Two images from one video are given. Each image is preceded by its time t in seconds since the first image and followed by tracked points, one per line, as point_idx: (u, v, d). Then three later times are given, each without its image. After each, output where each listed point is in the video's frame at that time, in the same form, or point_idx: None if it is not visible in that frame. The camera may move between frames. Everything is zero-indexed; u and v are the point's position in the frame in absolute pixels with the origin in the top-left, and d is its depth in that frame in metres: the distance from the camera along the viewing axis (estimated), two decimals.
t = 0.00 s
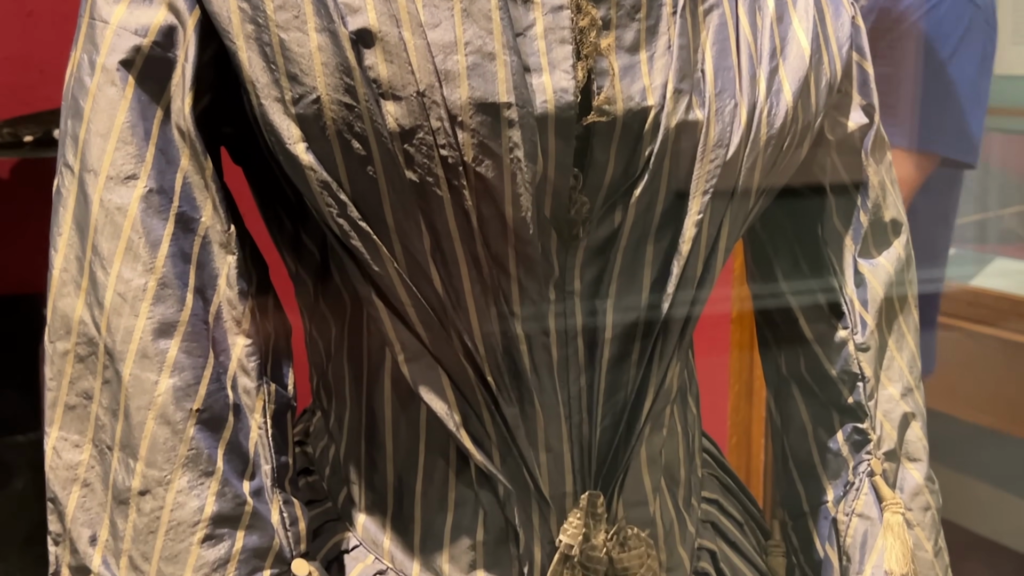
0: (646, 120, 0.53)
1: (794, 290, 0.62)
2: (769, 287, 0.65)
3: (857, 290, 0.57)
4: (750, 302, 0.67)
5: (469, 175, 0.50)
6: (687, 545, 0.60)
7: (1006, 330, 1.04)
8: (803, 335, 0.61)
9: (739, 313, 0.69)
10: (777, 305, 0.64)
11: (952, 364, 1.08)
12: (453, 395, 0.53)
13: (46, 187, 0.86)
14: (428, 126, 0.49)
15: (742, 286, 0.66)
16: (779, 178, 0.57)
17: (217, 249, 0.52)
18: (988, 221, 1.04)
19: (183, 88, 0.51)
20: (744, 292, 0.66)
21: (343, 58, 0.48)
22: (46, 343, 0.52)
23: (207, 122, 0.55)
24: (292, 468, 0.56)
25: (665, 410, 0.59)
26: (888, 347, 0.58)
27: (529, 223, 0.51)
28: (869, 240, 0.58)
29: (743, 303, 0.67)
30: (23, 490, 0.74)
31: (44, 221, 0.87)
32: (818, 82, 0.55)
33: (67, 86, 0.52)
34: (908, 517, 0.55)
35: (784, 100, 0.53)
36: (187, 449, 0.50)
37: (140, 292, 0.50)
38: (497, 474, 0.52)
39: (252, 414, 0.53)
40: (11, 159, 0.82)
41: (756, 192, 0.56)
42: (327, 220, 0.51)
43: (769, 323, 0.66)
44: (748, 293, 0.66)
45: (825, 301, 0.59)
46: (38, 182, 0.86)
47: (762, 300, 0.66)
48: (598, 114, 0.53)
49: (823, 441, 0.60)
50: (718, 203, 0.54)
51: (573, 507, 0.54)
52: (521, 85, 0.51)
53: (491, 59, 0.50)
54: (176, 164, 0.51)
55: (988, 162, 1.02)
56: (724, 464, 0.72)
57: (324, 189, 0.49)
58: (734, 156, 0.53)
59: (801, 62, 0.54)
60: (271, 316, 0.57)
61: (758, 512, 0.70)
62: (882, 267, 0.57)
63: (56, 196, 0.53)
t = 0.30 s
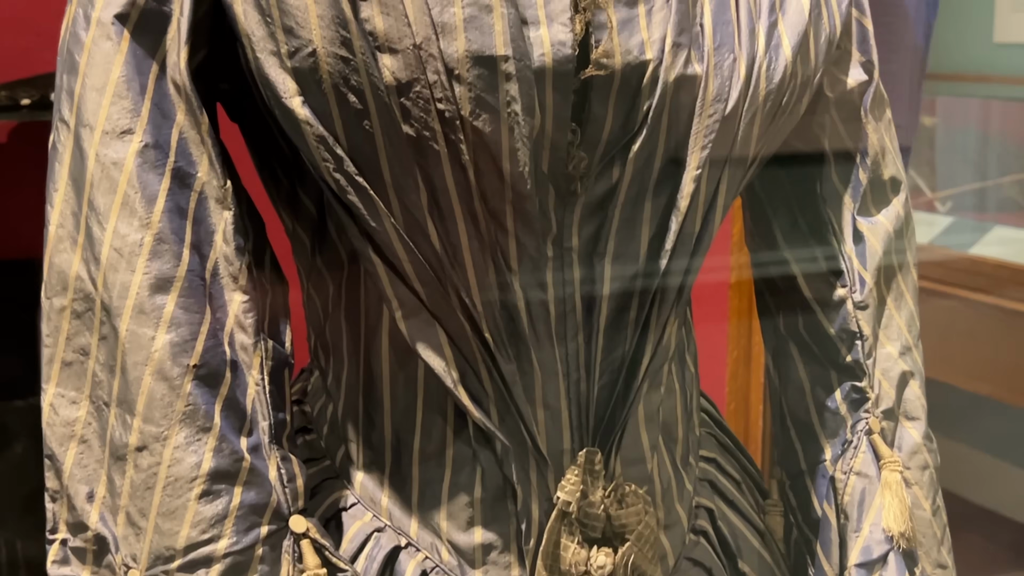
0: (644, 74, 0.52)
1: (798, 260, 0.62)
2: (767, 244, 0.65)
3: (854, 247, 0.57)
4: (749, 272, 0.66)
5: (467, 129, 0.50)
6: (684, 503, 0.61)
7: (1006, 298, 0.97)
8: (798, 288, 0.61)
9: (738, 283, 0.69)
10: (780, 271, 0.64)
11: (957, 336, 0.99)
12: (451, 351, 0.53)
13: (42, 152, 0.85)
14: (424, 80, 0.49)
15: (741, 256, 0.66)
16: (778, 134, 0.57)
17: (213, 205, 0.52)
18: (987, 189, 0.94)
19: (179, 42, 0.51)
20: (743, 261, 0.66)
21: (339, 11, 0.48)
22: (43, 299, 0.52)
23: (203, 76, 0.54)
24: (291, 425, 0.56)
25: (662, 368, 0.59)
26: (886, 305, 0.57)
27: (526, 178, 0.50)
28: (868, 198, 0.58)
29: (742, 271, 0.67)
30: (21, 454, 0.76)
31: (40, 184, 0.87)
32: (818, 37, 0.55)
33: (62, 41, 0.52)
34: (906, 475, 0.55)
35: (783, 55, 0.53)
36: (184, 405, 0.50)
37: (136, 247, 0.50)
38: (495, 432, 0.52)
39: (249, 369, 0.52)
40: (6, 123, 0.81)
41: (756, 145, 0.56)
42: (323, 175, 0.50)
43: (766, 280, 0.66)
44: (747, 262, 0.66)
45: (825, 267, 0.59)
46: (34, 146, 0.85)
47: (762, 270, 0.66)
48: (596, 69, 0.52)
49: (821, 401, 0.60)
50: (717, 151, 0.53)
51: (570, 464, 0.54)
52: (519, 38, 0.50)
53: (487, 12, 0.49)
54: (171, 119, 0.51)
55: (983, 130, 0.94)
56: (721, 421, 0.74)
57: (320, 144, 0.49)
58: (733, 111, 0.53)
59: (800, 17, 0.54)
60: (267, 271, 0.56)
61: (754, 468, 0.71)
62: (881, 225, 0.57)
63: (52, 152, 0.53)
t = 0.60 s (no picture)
0: (642, 27, 0.51)
1: (801, 226, 0.61)
2: (767, 203, 0.64)
3: (854, 206, 0.57)
4: (748, 240, 0.67)
5: (464, 83, 0.49)
6: (682, 461, 0.61)
7: (1004, 266, 0.95)
8: (797, 247, 0.61)
9: (735, 250, 0.69)
10: (777, 230, 0.63)
11: (953, 302, 0.98)
12: (449, 308, 0.53)
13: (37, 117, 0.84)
14: (422, 32, 0.48)
15: (741, 223, 0.67)
16: (777, 89, 0.56)
17: (209, 159, 0.52)
18: (984, 157, 0.94)
19: None
20: (743, 228, 0.67)
21: None
22: (39, 255, 0.52)
23: (198, 30, 0.54)
24: (287, 384, 0.55)
25: (661, 325, 0.59)
26: (885, 264, 0.57)
27: (524, 132, 0.50)
28: (868, 155, 0.58)
29: (740, 239, 0.67)
30: (18, 419, 0.74)
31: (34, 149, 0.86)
32: None
33: None
34: (905, 434, 0.55)
35: (783, 9, 0.53)
36: (181, 360, 0.49)
37: (132, 202, 0.49)
38: (492, 389, 0.52)
39: (245, 326, 0.52)
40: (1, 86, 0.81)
41: (756, 100, 0.55)
42: (319, 129, 0.50)
43: (766, 242, 0.65)
44: (746, 230, 0.67)
45: (828, 231, 0.58)
46: (29, 111, 0.84)
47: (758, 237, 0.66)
48: (595, 22, 0.51)
49: (820, 358, 0.60)
50: (717, 105, 0.54)
51: (568, 422, 0.53)
52: None
53: None
54: (167, 73, 0.51)
55: (982, 97, 0.93)
56: (718, 380, 0.74)
57: (317, 98, 0.49)
58: (733, 65, 0.53)
59: None
60: (263, 227, 0.56)
61: (751, 428, 0.72)
62: (881, 182, 0.57)
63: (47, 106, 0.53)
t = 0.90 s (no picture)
0: None
1: (798, 180, 0.61)
2: (767, 163, 0.64)
3: (854, 162, 0.57)
4: (745, 206, 0.67)
5: (461, 36, 0.48)
6: (680, 419, 0.61)
7: (1000, 233, 0.97)
8: (796, 206, 0.61)
9: (734, 219, 0.69)
10: (778, 190, 0.63)
11: (959, 275, 0.98)
12: (446, 265, 0.52)
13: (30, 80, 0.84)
14: None
15: (739, 189, 0.68)
16: (778, 43, 0.56)
17: (204, 114, 0.51)
18: (983, 124, 0.95)
19: None
20: (740, 194, 0.68)
21: None
22: (33, 211, 0.52)
23: None
24: (285, 340, 0.55)
25: (659, 282, 0.59)
26: (885, 222, 0.57)
27: (522, 86, 0.49)
28: (869, 112, 0.58)
29: (738, 206, 0.68)
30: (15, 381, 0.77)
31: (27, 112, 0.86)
32: None
33: None
34: (902, 392, 0.55)
35: None
36: (176, 316, 0.49)
37: (126, 156, 0.49)
38: (490, 345, 0.52)
39: (242, 283, 0.52)
40: None
41: (756, 55, 0.55)
42: (315, 83, 0.49)
43: (768, 209, 0.64)
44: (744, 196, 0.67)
45: (825, 185, 0.59)
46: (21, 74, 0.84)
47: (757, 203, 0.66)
48: None
49: (819, 317, 0.60)
50: (717, 61, 0.53)
51: (566, 378, 0.54)
52: None
53: None
54: (161, 26, 0.50)
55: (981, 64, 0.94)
56: (717, 339, 0.74)
57: (312, 51, 0.47)
58: (733, 19, 0.52)
59: None
60: (259, 183, 0.56)
61: (749, 386, 0.71)
62: (881, 139, 0.57)
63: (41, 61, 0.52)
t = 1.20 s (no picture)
0: None
1: (798, 137, 0.61)
2: (768, 123, 0.64)
3: (854, 119, 0.57)
4: (746, 173, 0.67)
5: None
6: (677, 376, 0.61)
7: (1003, 202, 0.97)
8: (797, 167, 0.61)
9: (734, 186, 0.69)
10: (778, 148, 0.63)
11: (961, 242, 0.99)
12: (443, 221, 0.52)
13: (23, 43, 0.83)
14: None
15: (739, 156, 0.67)
16: None
17: (197, 68, 0.51)
18: (984, 92, 0.94)
19: None
20: (740, 160, 0.67)
21: None
22: (26, 166, 0.52)
23: None
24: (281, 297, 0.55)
25: (657, 240, 0.58)
26: (885, 179, 0.57)
27: (519, 39, 0.49)
28: (869, 69, 0.57)
29: (737, 172, 0.67)
30: (13, 345, 0.78)
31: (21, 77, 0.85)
32: None
33: None
34: (901, 350, 0.55)
35: None
36: (171, 271, 0.48)
37: (119, 109, 0.48)
38: (487, 303, 0.52)
39: (237, 238, 0.51)
40: None
41: (755, 11, 0.54)
42: (309, 34, 0.48)
43: (768, 167, 0.64)
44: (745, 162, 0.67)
45: (825, 142, 0.59)
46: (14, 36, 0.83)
47: (757, 169, 0.65)
48: None
49: (818, 275, 0.60)
50: (717, 13, 0.53)
51: (564, 335, 0.53)
52: None
53: None
54: None
55: (983, 32, 0.92)
56: (715, 299, 0.73)
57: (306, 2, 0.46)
58: None
59: None
60: (254, 138, 0.55)
61: (748, 345, 0.71)
62: (882, 96, 0.56)
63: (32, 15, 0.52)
